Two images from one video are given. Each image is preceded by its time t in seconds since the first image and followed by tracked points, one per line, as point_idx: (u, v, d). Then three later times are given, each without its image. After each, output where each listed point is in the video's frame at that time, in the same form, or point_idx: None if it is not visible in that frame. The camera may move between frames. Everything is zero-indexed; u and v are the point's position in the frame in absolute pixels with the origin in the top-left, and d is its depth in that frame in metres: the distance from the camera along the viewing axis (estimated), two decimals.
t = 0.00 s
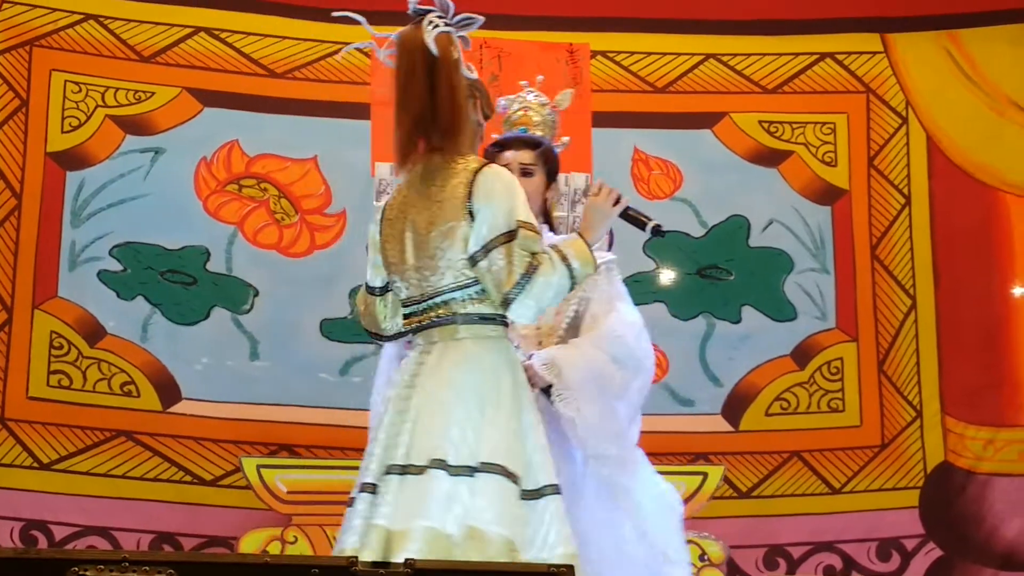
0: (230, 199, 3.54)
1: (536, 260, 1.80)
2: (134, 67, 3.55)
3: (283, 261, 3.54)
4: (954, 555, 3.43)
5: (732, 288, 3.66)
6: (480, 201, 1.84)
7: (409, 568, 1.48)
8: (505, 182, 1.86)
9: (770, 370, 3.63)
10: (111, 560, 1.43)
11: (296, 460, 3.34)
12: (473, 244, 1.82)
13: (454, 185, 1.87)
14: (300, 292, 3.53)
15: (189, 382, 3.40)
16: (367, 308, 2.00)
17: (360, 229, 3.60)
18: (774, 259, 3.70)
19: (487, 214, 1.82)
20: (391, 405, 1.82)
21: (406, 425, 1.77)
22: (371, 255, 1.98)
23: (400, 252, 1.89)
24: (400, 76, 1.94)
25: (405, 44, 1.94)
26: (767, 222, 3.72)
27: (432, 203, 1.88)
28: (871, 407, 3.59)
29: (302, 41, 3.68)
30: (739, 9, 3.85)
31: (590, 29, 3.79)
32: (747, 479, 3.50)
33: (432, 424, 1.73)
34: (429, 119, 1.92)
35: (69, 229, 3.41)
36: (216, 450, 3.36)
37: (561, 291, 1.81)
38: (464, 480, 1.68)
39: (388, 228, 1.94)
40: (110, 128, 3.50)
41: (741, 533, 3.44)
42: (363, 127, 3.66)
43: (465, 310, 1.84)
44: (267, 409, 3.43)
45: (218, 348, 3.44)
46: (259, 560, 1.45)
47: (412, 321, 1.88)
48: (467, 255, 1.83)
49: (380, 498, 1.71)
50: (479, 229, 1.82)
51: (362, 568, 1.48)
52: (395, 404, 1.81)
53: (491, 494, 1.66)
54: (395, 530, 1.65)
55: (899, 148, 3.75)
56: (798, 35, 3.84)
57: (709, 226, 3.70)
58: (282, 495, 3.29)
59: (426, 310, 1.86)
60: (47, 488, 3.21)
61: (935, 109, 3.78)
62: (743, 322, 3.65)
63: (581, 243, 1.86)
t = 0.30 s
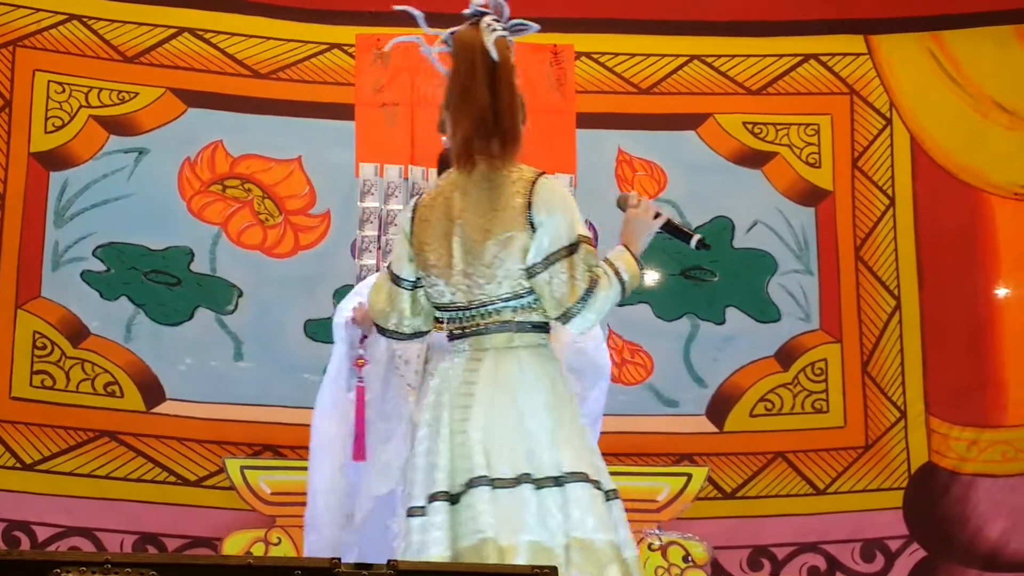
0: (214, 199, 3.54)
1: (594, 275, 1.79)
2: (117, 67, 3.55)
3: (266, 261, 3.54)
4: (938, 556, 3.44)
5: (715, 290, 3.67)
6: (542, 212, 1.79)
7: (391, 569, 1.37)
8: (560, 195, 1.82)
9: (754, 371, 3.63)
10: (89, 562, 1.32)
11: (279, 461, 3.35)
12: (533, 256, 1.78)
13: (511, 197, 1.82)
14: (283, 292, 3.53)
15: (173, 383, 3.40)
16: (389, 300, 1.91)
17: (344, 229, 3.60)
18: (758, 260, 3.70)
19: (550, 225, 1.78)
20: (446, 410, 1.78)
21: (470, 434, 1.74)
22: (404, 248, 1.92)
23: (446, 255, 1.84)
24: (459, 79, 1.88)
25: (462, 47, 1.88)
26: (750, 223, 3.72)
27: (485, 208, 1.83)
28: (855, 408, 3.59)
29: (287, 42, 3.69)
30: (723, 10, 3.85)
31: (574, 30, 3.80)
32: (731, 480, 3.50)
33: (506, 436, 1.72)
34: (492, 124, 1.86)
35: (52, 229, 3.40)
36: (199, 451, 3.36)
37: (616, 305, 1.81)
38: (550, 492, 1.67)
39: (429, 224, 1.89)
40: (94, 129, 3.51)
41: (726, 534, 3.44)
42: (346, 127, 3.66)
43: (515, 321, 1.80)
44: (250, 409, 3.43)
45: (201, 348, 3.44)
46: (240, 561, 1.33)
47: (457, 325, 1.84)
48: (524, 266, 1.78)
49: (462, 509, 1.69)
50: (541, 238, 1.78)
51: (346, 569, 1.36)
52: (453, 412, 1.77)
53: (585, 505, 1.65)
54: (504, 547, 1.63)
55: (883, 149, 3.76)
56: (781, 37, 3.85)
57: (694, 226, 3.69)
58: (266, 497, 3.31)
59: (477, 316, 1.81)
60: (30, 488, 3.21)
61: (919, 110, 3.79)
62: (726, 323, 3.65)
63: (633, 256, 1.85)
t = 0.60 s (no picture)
0: (197, 205, 3.55)
1: (647, 296, 1.92)
2: (100, 72, 3.56)
3: (249, 266, 3.54)
4: (920, 560, 3.45)
5: (698, 294, 3.68)
6: (604, 229, 1.91)
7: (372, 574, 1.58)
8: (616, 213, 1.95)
9: (737, 376, 3.64)
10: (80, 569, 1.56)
11: (261, 466, 3.40)
12: (594, 271, 1.89)
13: (570, 215, 1.92)
14: (266, 298, 3.53)
15: (157, 388, 3.40)
16: (429, 305, 1.94)
17: (327, 235, 3.60)
18: (741, 265, 3.71)
19: (611, 242, 1.90)
20: (506, 416, 1.89)
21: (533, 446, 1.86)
22: (445, 249, 1.95)
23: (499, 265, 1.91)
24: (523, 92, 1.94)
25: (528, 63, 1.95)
26: (733, 228, 3.73)
27: (544, 221, 1.92)
28: (838, 412, 3.60)
29: (270, 47, 3.69)
30: (707, 16, 3.87)
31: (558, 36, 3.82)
32: (715, 484, 3.52)
33: (571, 447, 1.84)
34: (554, 139, 1.94)
35: (35, 234, 3.41)
36: (183, 456, 3.36)
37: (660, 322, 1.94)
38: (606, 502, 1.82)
39: (475, 231, 1.94)
40: (77, 134, 3.51)
41: (708, 537, 3.46)
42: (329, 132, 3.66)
43: (569, 331, 1.91)
44: (233, 414, 3.43)
45: (185, 354, 3.44)
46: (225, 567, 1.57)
47: (507, 335, 1.92)
48: (582, 281, 1.90)
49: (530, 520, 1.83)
50: (601, 256, 1.90)
51: None
52: (515, 421, 1.88)
53: (634, 517, 1.81)
54: (564, 560, 1.78)
55: (866, 155, 3.78)
56: (764, 43, 3.87)
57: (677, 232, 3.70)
58: (249, 501, 3.35)
59: (529, 329, 1.91)
60: (12, 494, 3.21)
61: (901, 115, 3.80)
62: (709, 328, 3.66)
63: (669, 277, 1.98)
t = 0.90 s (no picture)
0: (190, 198, 3.54)
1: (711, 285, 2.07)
2: (93, 66, 3.55)
3: (242, 259, 3.54)
4: (912, 556, 3.46)
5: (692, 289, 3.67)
6: (682, 220, 2.04)
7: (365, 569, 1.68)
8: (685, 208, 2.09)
9: (730, 371, 3.63)
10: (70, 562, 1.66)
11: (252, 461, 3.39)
12: (672, 260, 2.02)
13: (651, 203, 2.03)
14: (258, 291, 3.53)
15: (149, 382, 3.40)
16: (518, 284, 1.94)
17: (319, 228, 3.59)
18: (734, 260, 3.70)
19: (686, 234, 2.03)
20: (590, 403, 1.94)
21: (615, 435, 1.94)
22: (526, 227, 1.96)
23: (586, 249, 1.96)
24: (612, 90, 2.00)
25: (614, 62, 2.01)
26: (727, 223, 3.72)
27: (631, 210, 2.00)
28: (830, 408, 3.60)
29: (263, 40, 3.68)
30: (701, 10, 3.86)
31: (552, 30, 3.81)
32: (708, 479, 3.52)
33: (658, 434, 1.95)
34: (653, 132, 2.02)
35: (27, 227, 3.41)
36: (175, 450, 3.35)
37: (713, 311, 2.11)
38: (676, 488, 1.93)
39: (559, 214, 1.97)
40: (70, 127, 3.51)
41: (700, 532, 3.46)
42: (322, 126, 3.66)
43: (646, 318, 2.01)
44: (224, 408, 3.42)
45: (177, 347, 3.44)
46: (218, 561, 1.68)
47: (589, 318, 1.97)
48: (661, 269, 2.01)
49: (611, 503, 1.93)
50: (678, 247, 2.02)
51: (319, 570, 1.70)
52: (597, 412, 1.94)
53: (696, 503, 1.96)
54: (650, 541, 1.90)
55: (859, 151, 3.78)
56: (758, 38, 3.86)
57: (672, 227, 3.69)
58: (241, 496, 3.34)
59: (612, 313, 1.98)
60: (3, 487, 3.22)
61: (894, 112, 3.80)
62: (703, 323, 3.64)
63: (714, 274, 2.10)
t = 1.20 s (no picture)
0: (188, 199, 3.54)
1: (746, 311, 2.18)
2: (90, 66, 3.55)
3: (239, 260, 3.54)
4: (909, 557, 3.46)
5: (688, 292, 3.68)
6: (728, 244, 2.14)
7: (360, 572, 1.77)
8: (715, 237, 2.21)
9: (728, 372, 3.63)
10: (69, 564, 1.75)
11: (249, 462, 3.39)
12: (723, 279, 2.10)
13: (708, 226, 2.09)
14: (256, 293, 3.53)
15: (146, 383, 3.40)
16: (608, 288, 1.90)
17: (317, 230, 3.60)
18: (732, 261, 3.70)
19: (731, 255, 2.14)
20: (677, 416, 1.90)
21: (708, 439, 1.90)
22: (610, 241, 1.92)
23: (664, 261, 1.96)
24: (688, 118, 1.99)
25: (687, 91, 2.00)
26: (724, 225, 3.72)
27: (696, 228, 2.04)
28: (827, 410, 3.60)
29: (260, 42, 3.68)
30: (698, 11, 3.86)
31: (549, 32, 3.82)
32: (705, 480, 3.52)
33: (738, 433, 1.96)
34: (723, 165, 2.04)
35: (25, 228, 3.40)
36: (172, 451, 3.36)
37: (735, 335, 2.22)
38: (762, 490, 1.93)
39: (633, 220, 1.95)
40: (67, 128, 3.51)
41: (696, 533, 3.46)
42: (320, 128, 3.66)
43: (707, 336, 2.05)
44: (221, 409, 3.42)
45: (174, 348, 3.44)
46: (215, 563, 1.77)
47: (662, 329, 1.95)
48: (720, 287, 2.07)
49: (714, 507, 1.87)
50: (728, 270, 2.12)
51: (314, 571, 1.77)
52: (683, 418, 1.90)
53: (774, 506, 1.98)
54: (760, 541, 1.87)
55: (857, 152, 3.78)
56: (757, 39, 3.86)
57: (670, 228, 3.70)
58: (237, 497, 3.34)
59: (684, 326, 1.97)
60: None
61: (892, 114, 3.80)
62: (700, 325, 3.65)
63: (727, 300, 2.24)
